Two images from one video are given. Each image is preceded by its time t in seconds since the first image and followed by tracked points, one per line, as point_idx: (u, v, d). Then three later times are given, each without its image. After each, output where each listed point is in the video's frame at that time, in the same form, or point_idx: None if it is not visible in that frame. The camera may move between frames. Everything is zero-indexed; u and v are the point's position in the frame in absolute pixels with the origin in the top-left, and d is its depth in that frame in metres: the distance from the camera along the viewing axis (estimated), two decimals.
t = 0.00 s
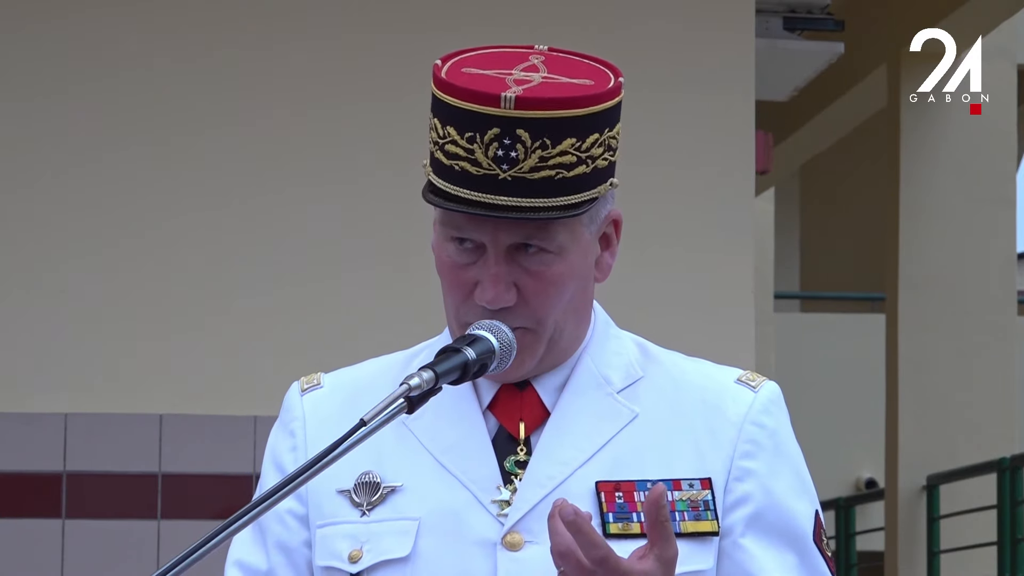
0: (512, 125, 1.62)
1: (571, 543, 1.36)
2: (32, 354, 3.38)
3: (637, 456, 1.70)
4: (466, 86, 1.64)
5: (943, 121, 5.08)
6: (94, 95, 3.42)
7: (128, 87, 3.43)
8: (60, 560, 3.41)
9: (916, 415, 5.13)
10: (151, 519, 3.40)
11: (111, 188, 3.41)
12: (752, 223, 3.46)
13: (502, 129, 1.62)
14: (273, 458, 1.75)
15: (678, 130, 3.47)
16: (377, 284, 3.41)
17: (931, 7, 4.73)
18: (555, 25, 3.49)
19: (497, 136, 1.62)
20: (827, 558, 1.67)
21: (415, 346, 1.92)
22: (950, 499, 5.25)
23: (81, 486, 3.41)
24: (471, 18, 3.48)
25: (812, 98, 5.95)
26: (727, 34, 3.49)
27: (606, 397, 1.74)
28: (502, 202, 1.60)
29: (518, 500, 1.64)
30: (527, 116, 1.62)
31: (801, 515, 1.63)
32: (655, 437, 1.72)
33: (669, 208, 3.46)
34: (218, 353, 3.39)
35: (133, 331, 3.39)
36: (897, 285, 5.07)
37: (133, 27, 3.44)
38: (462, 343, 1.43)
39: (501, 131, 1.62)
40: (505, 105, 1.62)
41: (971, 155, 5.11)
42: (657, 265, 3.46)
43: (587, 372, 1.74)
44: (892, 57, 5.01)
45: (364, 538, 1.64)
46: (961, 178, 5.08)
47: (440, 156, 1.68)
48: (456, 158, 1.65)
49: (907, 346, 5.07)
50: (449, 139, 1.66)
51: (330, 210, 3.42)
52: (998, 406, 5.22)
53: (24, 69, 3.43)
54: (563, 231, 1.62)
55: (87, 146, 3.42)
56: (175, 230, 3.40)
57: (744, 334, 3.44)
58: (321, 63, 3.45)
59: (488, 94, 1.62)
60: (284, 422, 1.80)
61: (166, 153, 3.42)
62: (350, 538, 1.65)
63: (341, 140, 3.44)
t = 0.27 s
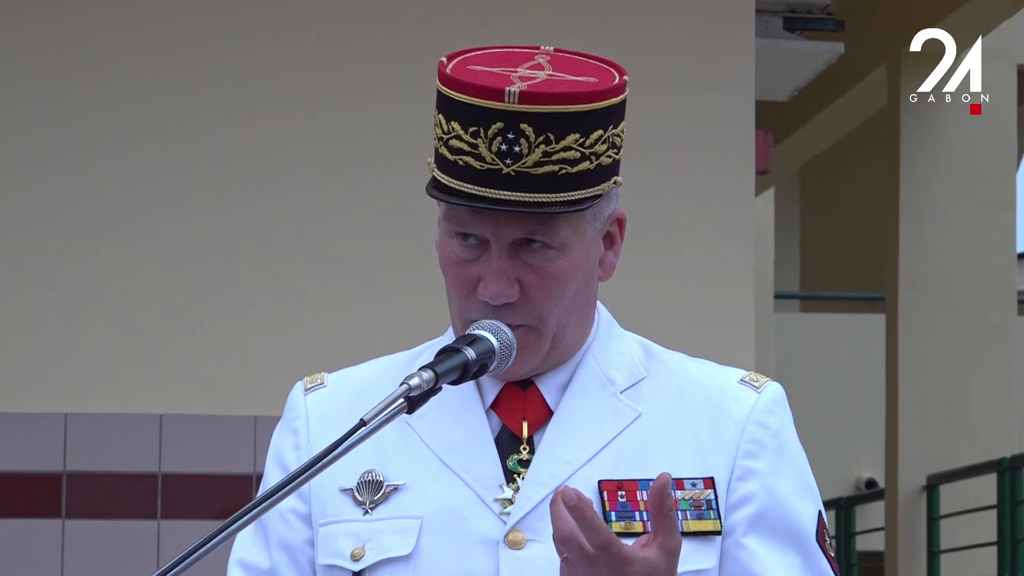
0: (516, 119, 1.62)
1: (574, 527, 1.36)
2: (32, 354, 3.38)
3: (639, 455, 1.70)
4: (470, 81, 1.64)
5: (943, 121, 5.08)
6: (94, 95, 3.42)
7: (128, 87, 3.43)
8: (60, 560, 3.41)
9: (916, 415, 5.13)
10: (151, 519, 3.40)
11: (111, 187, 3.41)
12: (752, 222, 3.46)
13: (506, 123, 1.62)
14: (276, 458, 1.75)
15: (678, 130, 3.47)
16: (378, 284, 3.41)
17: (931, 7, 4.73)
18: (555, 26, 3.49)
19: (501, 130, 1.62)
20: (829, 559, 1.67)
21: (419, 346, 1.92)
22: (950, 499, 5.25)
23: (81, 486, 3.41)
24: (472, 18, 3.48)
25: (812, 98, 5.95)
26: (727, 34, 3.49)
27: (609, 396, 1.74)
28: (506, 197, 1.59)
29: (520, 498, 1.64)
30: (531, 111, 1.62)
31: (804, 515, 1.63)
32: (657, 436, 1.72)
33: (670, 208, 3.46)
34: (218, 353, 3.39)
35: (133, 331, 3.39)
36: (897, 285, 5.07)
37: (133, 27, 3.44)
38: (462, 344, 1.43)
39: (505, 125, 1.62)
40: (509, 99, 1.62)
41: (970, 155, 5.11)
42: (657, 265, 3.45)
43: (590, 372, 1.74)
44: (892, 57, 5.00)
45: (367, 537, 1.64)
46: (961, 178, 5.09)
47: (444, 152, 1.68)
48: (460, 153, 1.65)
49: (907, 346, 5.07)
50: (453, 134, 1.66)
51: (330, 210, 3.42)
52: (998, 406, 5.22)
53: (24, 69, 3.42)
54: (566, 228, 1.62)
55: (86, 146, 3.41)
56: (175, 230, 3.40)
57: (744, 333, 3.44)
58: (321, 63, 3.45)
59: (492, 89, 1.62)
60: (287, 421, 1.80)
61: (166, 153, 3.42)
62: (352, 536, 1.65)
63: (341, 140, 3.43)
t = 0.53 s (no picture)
0: (519, 115, 1.62)
1: (575, 520, 1.37)
2: (32, 354, 3.37)
3: (642, 455, 1.70)
4: (474, 77, 1.64)
5: (943, 120, 5.08)
6: (94, 95, 3.42)
7: (128, 87, 3.43)
8: (60, 560, 3.41)
9: (916, 415, 5.13)
10: (151, 519, 3.39)
11: (111, 187, 3.41)
12: (752, 222, 3.46)
13: (509, 119, 1.63)
14: (279, 457, 1.75)
15: (678, 130, 3.47)
16: (378, 284, 3.41)
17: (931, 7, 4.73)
18: (555, 26, 3.49)
19: (504, 126, 1.63)
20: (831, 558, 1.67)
21: (422, 346, 1.91)
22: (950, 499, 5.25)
23: (81, 486, 3.40)
24: (472, 18, 3.48)
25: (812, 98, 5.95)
26: (727, 34, 3.49)
27: (612, 396, 1.74)
28: (509, 193, 1.59)
29: (522, 497, 1.63)
30: (534, 107, 1.62)
31: (806, 514, 1.63)
32: (659, 436, 1.72)
33: (670, 208, 3.46)
34: (218, 353, 3.39)
35: (133, 331, 3.38)
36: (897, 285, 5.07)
37: (133, 27, 3.44)
38: (462, 343, 1.43)
39: (508, 122, 1.63)
40: (513, 96, 1.62)
41: (970, 155, 5.11)
42: (657, 265, 3.45)
43: (593, 372, 1.74)
44: (892, 57, 4.99)
45: (369, 536, 1.64)
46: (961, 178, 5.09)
47: (448, 149, 1.68)
48: (464, 149, 1.65)
49: (907, 346, 5.07)
50: (457, 130, 1.67)
51: (330, 210, 3.42)
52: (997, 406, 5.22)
53: (23, 69, 3.42)
54: (569, 225, 1.62)
55: (86, 146, 3.41)
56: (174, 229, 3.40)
57: (744, 333, 3.44)
58: (321, 63, 3.45)
59: (495, 85, 1.63)
60: (290, 421, 1.80)
61: (166, 153, 3.41)
62: (354, 535, 1.64)
63: (341, 140, 3.43)
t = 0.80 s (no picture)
0: (523, 112, 1.63)
1: (576, 514, 1.36)
2: (32, 354, 3.37)
3: (644, 455, 1.70)
4: (479, 74, 1.65)
5: (943, 121, 5.08)
6: (94, 95, 3.42)
7: (128, 87, 3.42)
8: (60, 560, 3.41)
9: (916, 415, 5.13)
10: (151, 519, 3.39)
11: (110, 187, 3.40)
12: (752, 222, 3.46)
13: (513, 116, 1.63)
14: (282, 456, 1.75)
15: (678, 130, 3.47)
16: (378, 284, 3.41)
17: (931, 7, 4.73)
18: (555, 26, 3.49)
19: (508, 123, 1.63)
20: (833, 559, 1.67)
21: (425, 346, 1.91)
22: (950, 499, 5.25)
23: (81, 486, 3.40)
24: (471, 18, 3.48)
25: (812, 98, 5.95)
26: (727, 34, 3.49)
27: (615, 396, 1.74)
28: (513, 189, 1.59)
29: (525, 496, 1.63)
30: (538, 104, 1.62)
31: (809, 515, 1.63)
32: (662, 436, 1.72)
33: (670, 208, 3.46)
34: (218, 353, 3.39)
35: (133, 331, 3.38)
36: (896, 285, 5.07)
37: (133, 27, 3.43)
38: (463, 343, 1.43)
39: (512, 118, 1.63)
40: (517, 92, 1.62)
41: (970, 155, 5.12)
42: (657, 265, 3.45)
43: (597, 372, 1.74)
44: (892, 57, 5.00)
45: (371, 535, 1.64)
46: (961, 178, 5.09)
47: (452, 147, 1.68)
48: (468, 146, 1.66)
49: (907, 346, 5.07)
50: (461, 127, 1.67)
51: (330, 210, 3.42)
52: (997, 406, 5.22)
53: (23, 68, 3.42)
54: (573, 222, 1.62)
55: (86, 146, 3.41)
56: (174, 229, 3.40)
57: (744, 333, 3.44)
58: (321, 63, 3.45)
59: (500, 81, 1.63)
60: (293, 420, 1.80)
61: (166, 153, 3.41)
62: (356, 534, 1.64)
63: (341, 140, 3.43)
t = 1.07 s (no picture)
0: (530, 99, 1.63)
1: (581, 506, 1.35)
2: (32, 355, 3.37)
3: (645, 453, 1.70)
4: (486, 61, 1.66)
5: (943, 121, 5.08)
6: (94, 95, 3.42)
7: (128, 87, 3.42)
8: (60, 560, 3.41)
9: (916, 415, 5.13)
10: (152, 519, 3.39)
11: (111, 188, 3.40)
12: (752, 222, 3.46)
13: (520, 103, 1.63)
14: (284, 455, 1.75)
15: (679, 130, 3.47)
16: (378, 283, 3.41)
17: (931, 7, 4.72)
18: (554, 26, 3.49)
19: (515, 110, 1.63)
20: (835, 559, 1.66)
21: (428, 344, 1.91)
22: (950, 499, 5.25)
23: (81, 486, 3.40)
24: (471, 18, 3.48)
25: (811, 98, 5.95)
26: (727, 33, 3.49)
27: (617, 395, 1.74)
28: (518, 176, 1.59)
29: (526, 496, 1.63)
30: (545, 90, 1.63)
31: (810, 515, 1.63)
32: (664, 435, 1.72)
33: (670, 208, 3.46)
34: (218, 354, 3.39)
35: (133, 331, 3.38)
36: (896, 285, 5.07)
37: (132, 27, 3.43)
38: (462, 344, 1.43)
39: (519, 105, 1.63)
40: (524, 79, 1.63)
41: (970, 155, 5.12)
42: (657, 264, 3.45)
43: (600, 370, 1.74)
44: (892, 57, 5.00)
45: (372, 534, 1.64)
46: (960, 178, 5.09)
47: (457, 136, 1.68)
48: (474, 134, 1.66)
49: (907, 346, 5.07)
50: (468, 116, 1.67)
51: (331, 210, 3.42)
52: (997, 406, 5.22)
53: (23, 68, 3.42)
54: (576, 213, 1.62)
55: (86, 146, 3.41)
56: (174, 230, 3.40)
57: (744, 333, 3.44)
58: (321, 63, 3.44)
59: (507, 68, 1.64)
60: (295, 419, 1.80)
61: (166, 153, 3.41)
62: (358, 533, 1.65)
63: (341, 140, 3.43)
